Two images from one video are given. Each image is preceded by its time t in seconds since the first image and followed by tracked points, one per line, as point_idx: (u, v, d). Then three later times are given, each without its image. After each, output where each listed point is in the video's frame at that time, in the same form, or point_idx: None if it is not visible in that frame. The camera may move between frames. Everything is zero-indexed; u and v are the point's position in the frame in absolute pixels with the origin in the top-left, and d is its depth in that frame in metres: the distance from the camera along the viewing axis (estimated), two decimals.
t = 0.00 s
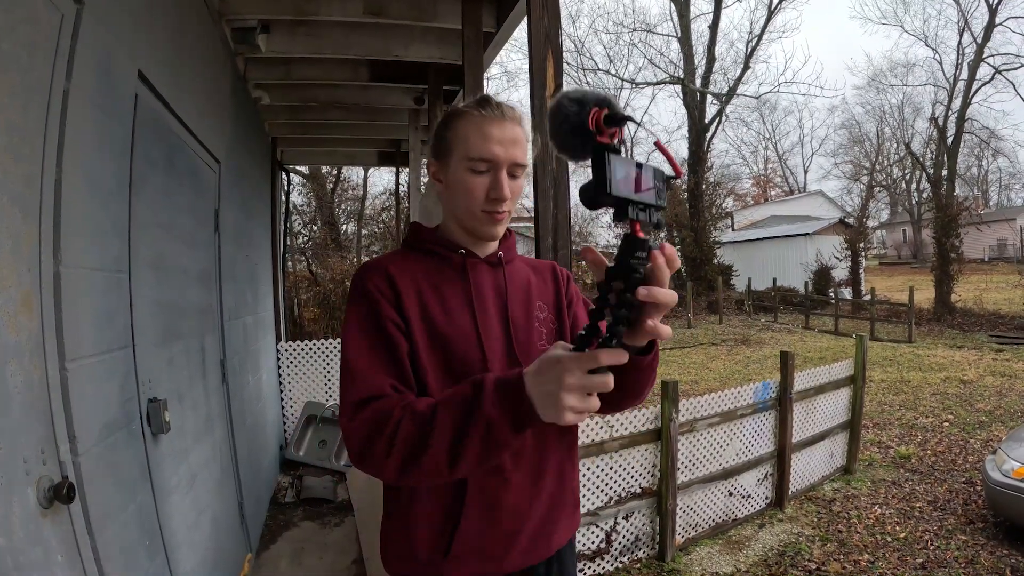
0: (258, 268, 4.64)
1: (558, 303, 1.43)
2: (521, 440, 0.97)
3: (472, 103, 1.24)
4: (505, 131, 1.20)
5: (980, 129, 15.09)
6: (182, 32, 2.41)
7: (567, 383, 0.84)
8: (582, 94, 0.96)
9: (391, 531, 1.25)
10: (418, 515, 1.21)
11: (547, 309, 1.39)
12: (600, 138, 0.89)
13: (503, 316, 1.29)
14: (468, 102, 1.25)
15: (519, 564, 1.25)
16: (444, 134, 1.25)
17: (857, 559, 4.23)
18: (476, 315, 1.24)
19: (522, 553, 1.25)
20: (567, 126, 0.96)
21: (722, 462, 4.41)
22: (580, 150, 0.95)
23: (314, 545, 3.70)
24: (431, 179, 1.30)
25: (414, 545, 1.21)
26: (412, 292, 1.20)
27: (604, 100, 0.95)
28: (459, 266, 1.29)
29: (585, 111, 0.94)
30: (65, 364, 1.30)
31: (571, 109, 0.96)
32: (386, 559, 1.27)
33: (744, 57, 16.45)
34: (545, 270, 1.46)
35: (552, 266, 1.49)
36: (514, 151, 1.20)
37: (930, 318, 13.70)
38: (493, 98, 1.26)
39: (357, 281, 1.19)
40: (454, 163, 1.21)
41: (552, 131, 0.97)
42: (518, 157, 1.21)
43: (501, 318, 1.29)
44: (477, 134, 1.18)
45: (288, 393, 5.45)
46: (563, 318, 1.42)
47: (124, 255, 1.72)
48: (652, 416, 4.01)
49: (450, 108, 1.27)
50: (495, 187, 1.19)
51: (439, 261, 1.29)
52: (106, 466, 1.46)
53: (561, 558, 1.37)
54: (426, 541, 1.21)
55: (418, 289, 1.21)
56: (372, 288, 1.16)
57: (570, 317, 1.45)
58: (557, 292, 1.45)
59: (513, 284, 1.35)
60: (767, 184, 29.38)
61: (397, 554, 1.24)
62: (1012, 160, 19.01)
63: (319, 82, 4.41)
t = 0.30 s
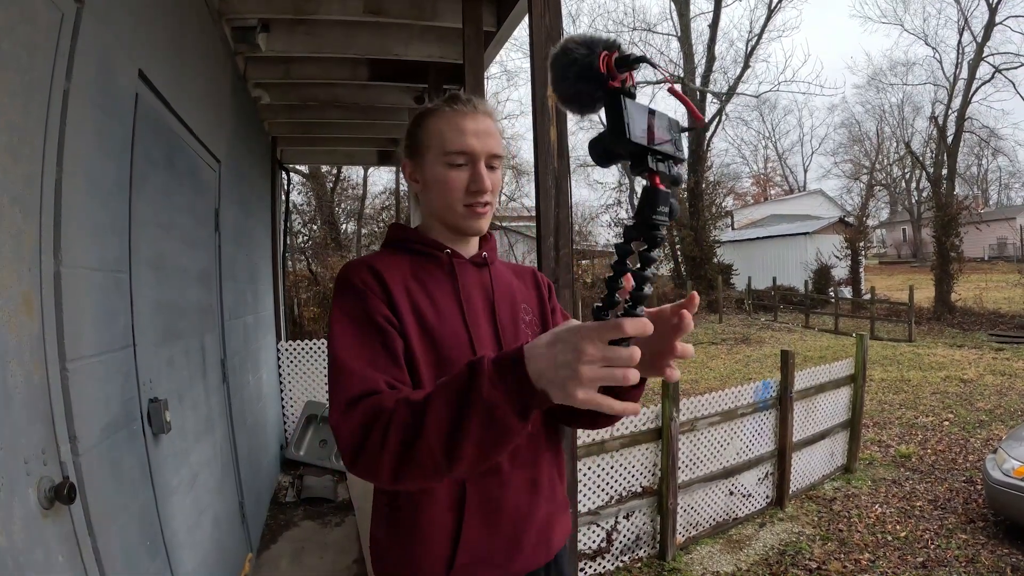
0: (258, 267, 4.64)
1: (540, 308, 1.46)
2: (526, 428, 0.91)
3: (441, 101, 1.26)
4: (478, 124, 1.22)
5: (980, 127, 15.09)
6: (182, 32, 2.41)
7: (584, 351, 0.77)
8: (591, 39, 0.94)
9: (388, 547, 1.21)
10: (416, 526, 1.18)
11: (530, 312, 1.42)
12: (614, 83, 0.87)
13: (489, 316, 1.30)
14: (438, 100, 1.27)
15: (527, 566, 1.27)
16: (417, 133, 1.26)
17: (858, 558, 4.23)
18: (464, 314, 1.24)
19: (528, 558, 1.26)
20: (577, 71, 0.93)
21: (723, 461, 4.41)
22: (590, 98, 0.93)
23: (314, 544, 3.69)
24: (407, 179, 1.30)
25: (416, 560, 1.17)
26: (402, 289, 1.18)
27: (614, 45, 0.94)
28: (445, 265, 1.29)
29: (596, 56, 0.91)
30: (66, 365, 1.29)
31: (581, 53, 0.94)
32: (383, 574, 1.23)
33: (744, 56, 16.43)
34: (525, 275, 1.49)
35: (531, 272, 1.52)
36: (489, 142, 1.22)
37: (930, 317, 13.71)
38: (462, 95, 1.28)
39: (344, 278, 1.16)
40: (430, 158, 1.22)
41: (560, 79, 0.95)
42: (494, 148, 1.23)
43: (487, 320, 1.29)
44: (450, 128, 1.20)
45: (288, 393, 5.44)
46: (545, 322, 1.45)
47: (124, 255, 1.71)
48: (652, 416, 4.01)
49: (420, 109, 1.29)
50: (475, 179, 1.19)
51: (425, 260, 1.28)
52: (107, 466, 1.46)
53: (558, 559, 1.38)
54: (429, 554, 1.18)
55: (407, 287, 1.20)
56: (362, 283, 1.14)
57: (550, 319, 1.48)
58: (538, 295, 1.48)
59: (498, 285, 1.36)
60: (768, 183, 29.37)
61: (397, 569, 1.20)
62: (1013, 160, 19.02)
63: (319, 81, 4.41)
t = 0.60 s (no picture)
0: (258, 267, 4.65)
1: (529, 302, 1.44)
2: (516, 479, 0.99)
3: (429, 101, 1.26)
4: (469, 126, 1.22)
5: (979, 127, 15.09)
6: (182, 32, 2.41)
7: (570, 434, 0.83)
8: (650, 139, 0.95)
9: (384, 551, 1.22)
10: (412, 530, 1.18)
11: (517, 309, 1.40)
12: (660, 196, 0.90)
13: (475, 319, 1.29)
14: (426, 100, 1.26)
15: (525, 570, 1.27)
16: (404, 134, 1.25)
17: (858, 557, 4.24)
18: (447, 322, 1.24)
19: (524, 564, 1.26)
20: (627, 171, 0.95)
21: (723, 461, 4.41)
22: (635, 198, 0.96)
23: (314, 544, 3.69)
24: (393, 182, 1.29)
25: (413, 563, 1.19)
26: (383, 304, 1.18)
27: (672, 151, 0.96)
28: (427, 272, 1.28)
29: (651, 160, 0.93)
30: (66, 365, 1.29)
31: (637, 152, 0.95)
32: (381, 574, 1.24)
33: (744, 56, 16.43)
34: (510, 271, 1.47)
35: (515, 267, 1.49)
36: (480, 145, 1.23)
37: (930, 317, 13.71)
38: (450, 95, 1.28)
39: (324, 298, 1.16)
40: (420, 161, 1.21)
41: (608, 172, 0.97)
42: (484, 151, 1.24)
43: (474, 325, 1.29)
44: (441, 129, 1.20)
45: (288, 393, 5.45)
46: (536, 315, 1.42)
47: (123, 255, 1.71)
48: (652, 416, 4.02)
49: (407, 108, 1.28)
50: (465, 183, 1.20)
51: (407, 269, 1.27)
52: (107, 467, 1.46)
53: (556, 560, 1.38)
54: (426, 558, 1.18)
55: (387, 300, 1.20)
56: (340, 304, 1.14)
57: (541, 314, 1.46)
58: (526, 290, 1.46)
59: (482, 287, 1.35)
60: (767, 183, 29.31)
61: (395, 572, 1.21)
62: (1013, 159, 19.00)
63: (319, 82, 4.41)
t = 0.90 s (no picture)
0: (257, 267, 4.64)
1: (528, 299, 1.43)
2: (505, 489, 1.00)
3: (425, 101, 1.24)
4: (466, 129, 1.21)
5: (979, 126, 15.10)
6: (182, 31, 2.41)
7: (554, 468, 0.88)
8: (686, 201, 0.95)
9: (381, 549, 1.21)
10: (411, 529, 1.18)
11: (517, 305, 1.39)
12: (682, 268, 0.92)
13: (473, 314, 1.29)
14: (421, 100, 1.24)
15: (525, 569, 1.27)
16: (400, 136, 1.24)
17: (859, 557, 4.23)
18: (445, 316, 1.24)
19: (525, 562, 1.26)
20: (654, 230, 0.96)
21: (723, 461, 4.41)
22: (656, 254, 0.99)
23: (314, 544, 3.69)
24: (390, 183, 1.29)
25: (412, 561, 1.18)
26: (381, 295, 1.18)
27: (705, 214, 0.96)
28: (426, 265, 1.28)
29: (683, 225, 0.93)
30: (65, 364, 1.29)
31: (668, 211, 0.95)
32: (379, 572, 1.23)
33: (743, 55, 16.42)
34: (511, 267, 1.47)
35: (517, 263, 1.49)
36: (476, 149, 1.21)
37: (930, 316, 13.69)
38: (446, 94, 1.26)
39: (322, 285, 1.16)
40: (415, 165, 1.20)
41: (633, 223, 0.99)
42: (480, 155, 1.22)
43: (472, 319, 1.28)
44: (436, 134, 1.18)
45: (288, 394, 5.44)
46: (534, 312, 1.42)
47: (123, 255, 1.71)
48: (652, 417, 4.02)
49: (403, 107, 1.26)
50: (460, 189, 1.19)
51: (406, 261, 1.27)
52: (107, 468, 1.45)
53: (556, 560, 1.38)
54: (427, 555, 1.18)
55: (386, 292, 1.20)
56: (337, 291, 1.14)
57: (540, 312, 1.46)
58: (526, 286, 1.46)
59: (481, 281, 1.35)
60: (767, 183, 29.28)
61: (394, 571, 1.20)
62: (1013, 159, 18.99)
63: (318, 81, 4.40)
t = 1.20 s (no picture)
0: (257, 268, 4.65)
1: (534, 304, 1.43)
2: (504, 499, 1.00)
3: (435, 103, 1.25)
4: (474, 131, 1.22)
5: (978, 126, 15.11)
6: (182, 31, 2.41)
7: (557, 488, 0.90)
8: (704, 232, 0.97)
9: (387, 553, 1.21)
10: (417, 531, 1.18)
11: (522, 311, 1.39)
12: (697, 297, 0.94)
13: (479, 320, 1.29)
14: (431, 102, 1.25)
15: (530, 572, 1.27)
16: (409, 137, 1.24)
17: (858, 557, 4.23)
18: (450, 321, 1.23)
19: (529, 565, 1.26)
20: (670, 259, 0.97)
21: (723, 461, 4.41)
22: (671, 285, 0.99)
23: (315, 545, 3.69)
24: (398, 184, 1.29)
25: (418, 565, 1.19)
26: (387, 300, 1.19)
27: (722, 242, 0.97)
28: (432, 269, 1.28)
29: (700, 256, 0.95)
30: (67, 366, 1.29)
31: (685, 242, 0.97)
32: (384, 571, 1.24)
33: (743, 56, 16.43)
34: (518, 274, 1.47)
35: (523, 268, 1.49)
36: (485, 150, 1.22)
37: (930, 316, 13.70)
38: (456, 97, 1.27)
39: (329, 287, 1.17)
40: (424, 166, 1.21)
41: (650, 253, 1.00)
42: (489, 157, 1.23)
43: (478, 323, 1.28)
44: (445, 136, 1.19)
45: (289, 395, 5.44)
46: (540, 318, 1.42)
47: (124, 255, 1.71)
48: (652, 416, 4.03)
49: (413, 109, 1.27)
50: (470, 190, 1.20)
51: (412, 264, 1.27)
52: (109, 468, 1.46)
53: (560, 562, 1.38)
54: (431, 558, 1.18)
55: (392, 297, 1.20)
56: (343, 295, 1.14)
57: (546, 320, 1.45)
58: (532, 293, 1.45)
59: (487, 287, 1.35)
60: (767, 183, 29.28)
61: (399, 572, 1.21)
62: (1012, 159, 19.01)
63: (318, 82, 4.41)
